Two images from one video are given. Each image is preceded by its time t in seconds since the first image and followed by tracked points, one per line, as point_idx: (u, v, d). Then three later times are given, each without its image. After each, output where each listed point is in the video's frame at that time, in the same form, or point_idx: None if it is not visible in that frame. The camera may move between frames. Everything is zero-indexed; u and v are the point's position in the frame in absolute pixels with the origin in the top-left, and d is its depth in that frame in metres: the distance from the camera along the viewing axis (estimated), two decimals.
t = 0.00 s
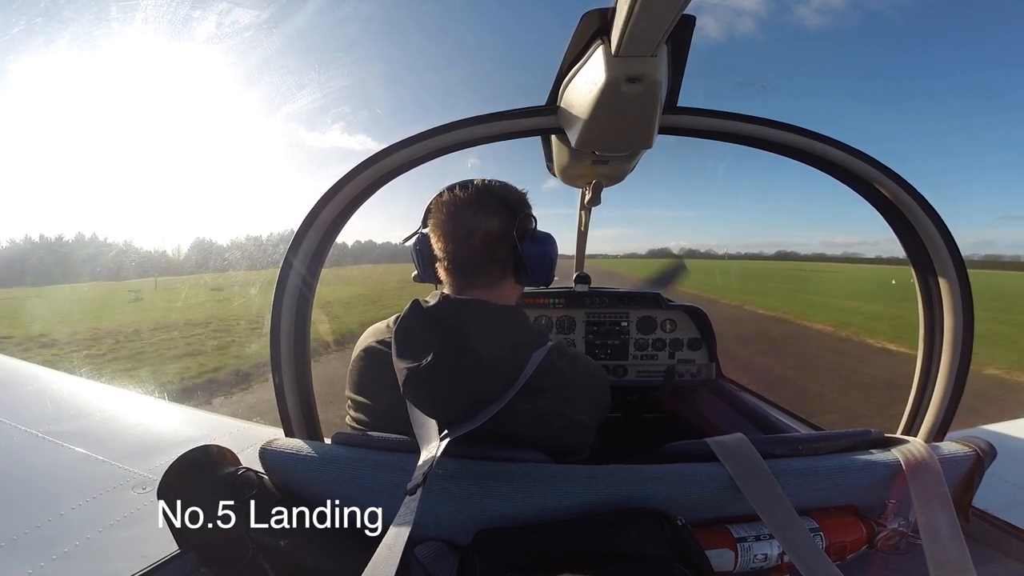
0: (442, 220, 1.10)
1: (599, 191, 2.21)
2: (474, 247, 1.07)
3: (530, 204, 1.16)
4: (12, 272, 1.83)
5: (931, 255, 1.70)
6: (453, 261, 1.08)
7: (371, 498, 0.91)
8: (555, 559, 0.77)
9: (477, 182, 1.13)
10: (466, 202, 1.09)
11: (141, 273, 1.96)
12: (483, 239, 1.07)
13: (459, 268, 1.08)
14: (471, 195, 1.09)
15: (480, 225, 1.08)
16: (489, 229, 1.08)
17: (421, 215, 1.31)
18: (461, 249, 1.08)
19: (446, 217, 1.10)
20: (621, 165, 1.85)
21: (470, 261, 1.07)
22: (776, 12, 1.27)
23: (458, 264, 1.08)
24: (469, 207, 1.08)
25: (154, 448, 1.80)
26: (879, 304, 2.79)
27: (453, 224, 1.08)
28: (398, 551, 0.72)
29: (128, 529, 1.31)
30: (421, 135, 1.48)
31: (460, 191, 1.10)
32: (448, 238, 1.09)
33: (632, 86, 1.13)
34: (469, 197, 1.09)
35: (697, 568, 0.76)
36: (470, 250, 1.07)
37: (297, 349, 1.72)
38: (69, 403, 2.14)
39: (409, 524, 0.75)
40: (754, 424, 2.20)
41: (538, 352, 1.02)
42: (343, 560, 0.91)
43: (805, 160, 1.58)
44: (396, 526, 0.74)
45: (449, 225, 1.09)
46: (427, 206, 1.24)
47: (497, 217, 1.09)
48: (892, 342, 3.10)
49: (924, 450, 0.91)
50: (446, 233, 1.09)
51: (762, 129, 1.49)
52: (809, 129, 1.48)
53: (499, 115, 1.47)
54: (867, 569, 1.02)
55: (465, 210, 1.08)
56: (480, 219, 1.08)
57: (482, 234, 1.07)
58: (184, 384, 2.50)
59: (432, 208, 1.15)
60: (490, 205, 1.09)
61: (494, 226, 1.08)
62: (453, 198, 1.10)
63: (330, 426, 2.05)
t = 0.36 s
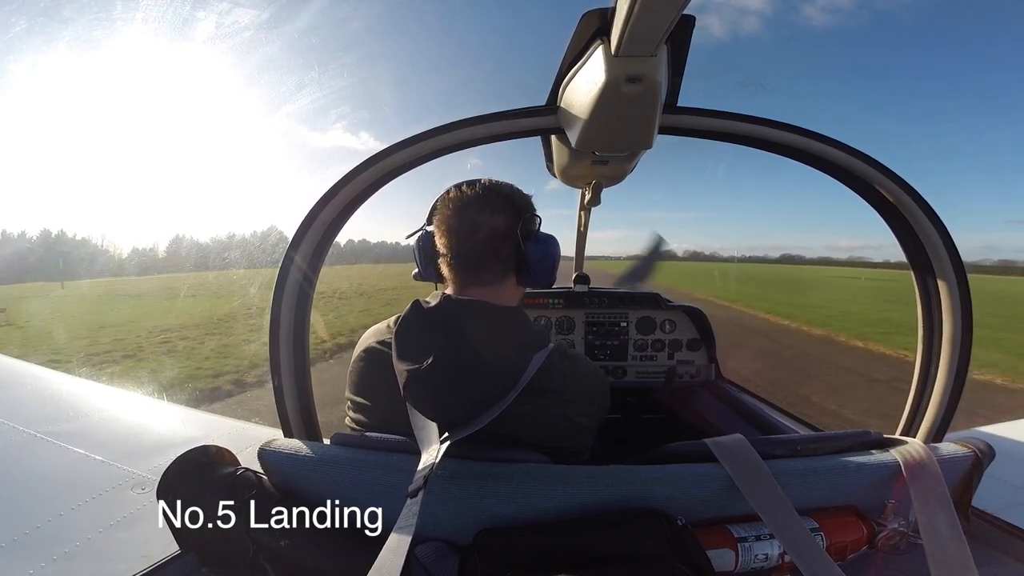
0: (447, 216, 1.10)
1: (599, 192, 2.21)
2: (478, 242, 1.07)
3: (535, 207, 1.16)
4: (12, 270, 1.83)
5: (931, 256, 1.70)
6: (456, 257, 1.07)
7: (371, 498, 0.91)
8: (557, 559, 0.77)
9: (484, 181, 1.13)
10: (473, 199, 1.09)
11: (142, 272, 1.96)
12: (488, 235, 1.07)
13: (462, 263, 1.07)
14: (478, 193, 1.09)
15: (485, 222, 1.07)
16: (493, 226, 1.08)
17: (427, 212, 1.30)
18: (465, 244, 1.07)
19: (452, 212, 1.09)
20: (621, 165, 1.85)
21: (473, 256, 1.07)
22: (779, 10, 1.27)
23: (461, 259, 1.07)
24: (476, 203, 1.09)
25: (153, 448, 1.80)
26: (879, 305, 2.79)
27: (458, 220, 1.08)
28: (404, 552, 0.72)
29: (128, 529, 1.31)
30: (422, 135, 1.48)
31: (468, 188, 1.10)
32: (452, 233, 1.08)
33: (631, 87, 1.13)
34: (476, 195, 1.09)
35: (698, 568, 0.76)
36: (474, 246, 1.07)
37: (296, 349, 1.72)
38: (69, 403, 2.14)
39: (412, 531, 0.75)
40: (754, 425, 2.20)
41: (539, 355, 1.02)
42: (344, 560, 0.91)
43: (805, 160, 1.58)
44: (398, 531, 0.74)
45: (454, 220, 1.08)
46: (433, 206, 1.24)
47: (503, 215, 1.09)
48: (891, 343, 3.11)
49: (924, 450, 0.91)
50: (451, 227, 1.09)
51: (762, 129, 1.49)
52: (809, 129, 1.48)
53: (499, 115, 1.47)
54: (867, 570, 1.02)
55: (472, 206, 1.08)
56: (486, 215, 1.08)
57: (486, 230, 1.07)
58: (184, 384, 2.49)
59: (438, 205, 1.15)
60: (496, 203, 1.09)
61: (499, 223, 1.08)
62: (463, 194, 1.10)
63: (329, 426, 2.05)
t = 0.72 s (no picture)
0: (439, 216, 1.09)
1: (599, 191, 2.21)
2: (470, 241, 1.07)
3: (525, 202, 1.16)
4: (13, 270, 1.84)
5: (932, 256, 1.70)
6: (448, 256, 1.07)
7: (371, 498, 0.91)
8: (556, 559, 0.77)
9: (473, 179, 1.12)
10: (464, 197, 1.08)
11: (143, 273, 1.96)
12: (479, 234, 1.07)
13: (454, 262, 1.07)
14: (468, 191, 1.08)
15: (477, 220, 1.07)
16: (484, 224, 1.07)
17: (417, 213, 1.30)
18: (456, 243, 1.07)
19: (443, 212, 1.08)
20: (621, 165, 1.85)
21: (465, 255, 1.07)
22: (781, 7, 1.27)
23: (453, 258, 1.07)
24: (466, 201, 1.08)
25: (154, 448, 1.80)
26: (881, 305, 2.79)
27: (449, 219, 1.08)
28: (401, 553, 0.72)
29: (128, 530, 1.31)
30: (422, 135, 1.48)
31: (458, 187, 1.09)
32: (444, 232, 1.08)
33: (632, 87, 1.13)
34: (464, 193, 1.08)
35: (697, 568, 0.76)
36: (465, 245, 1.07)
37: (297, 348, 1.72)
38: (70, 403, 2.14)
39: (410, 531, 0.75)
40: (754, 425, 2.20)
41: (536, 354, 1.02)
42: (344, 560, 0.91)
43: (805, 160, 1.58)
44: (396, 532, 0.75)
45: (445, 220, 1.08)
46: (423, 201, 1.23)
47: (494, 213, 1.09)
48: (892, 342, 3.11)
49: (924, 450, 0.91)
50: (442, 227, 1.08)
51: (762, 129, 1.49)
52: (808, 129, 1.48)
53: (499, 115, 1.47)
54: (867, 570, 1.02)
55: (463, 205, 1.08)
56: (477, 214, 1.07)
57: (477, 229, 1.07)
58: (185, 384, 2.50)
59: (429, 205, 1.14)
60: (487, 201, 1.09)
61: (491, 221, 1.08)
62: (452, 193, 1.09)
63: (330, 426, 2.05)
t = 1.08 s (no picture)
0: (441, 216, 1.09)
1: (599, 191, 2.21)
2: (472, 242, 1.06)
3: (529, 203, 1.16)
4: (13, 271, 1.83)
5: (932, 256, 1.70)
6: (450, 256, 1.07)
7: (371, 498, 0.91)
8: (557, 559, 0.77)
9: (476, 180, 1.13)
10: (467, 198, 1.08)
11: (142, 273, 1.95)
12: (481, 235, 1.07)
13: (456, 263, 1.07)
14: (471, 191, 1.09)
15: (479, 221, 1.07)
16: (487, 225, 1.07)
17: (421, 212, 1.31)
18: (458, 244, 1.07)
19: (445, 212, 1.09)
20: (621, 165, 1.85)
21: (467, 256, 1.06)
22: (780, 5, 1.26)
23: (455, 258, 1.07)
24: (469, 202, 1.08)
25: (154, 448, 1.80)
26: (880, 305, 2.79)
27: (452, 220, 1.08)
28: (403, 552, 0.72)
29: (128, 530, 1.31)
30: (421, 135, 1.47)
31: (461, 187, 1.10)
32: (446, 232, 1.08)
33: (632, 86, 1.13)
34: (467, 194, 1.09)
35: (698, 568, 0.75)
36: (467, 246, 1.06)
37: (297, 348, 1.71)
38: (70, 403, 2.14)
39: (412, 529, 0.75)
40: (754, 424, 2.20)
41: (538, 354, 1.02)
42: (344, 560, 0.91)
43: (805, 160, 1.58)
44: (399, 531, 0.75)
45: (448, 220, 1.08)
46: (427, 203, 1.23)
47: (496, 214, 1.09)
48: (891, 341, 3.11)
49: (925, 450, 0.91)
50: (445, 227, 1.08)
51: (762, 128, 1.49)
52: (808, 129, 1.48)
53: (498, 115, 1.47)
54: (868, 570, 1.02)
55: (465, 206, 1.08)
56: (480, 214, 1.08)
57: (480, 230, 1.07)
58: (185, 385, 2.49)
59: (433, 205, 1.14)
60: (490, 202, 1.09)
61: (493, 222, 1.08)
62: (455, 193, 1.09)
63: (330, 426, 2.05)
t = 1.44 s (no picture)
0: (447, 217, 1.10)
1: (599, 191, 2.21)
2: (476, 246, 1.06)
3: (536, 208, 1.16)
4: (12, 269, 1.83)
5: (932, 257, 1.70)
6: (453, 258, 1.07)
7: (371, 498, 0.91)
8: (556, 559, 0.77)
9: (486, 181, 1.13)
10: (473, 201, 1.09)
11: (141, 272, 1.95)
12: (485, 240, 1.07)
13: (458, 266, 1.07)
14: (478, 194, 1.09)
15: (484, 226, 1.07)
16: (491, 230, 1.07)
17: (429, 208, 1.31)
18: (462, 247, 1.07)
19: (452, 214, 1.09)
20: (621, 165, 1.85)
21: (470, 259, 1.06)
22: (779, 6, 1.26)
23: (457, 261, 1.07)
24: (475, 205, 1.08)
25: (153, 448, 1.79)
26: (879, 306, 2.79)
27: (458, 223, 1.08)
28: (398, 548, 0.73)
29: (127, 530, 1.31)
30: (421, 136, 1.48)
31: (469, 188, 1.10)
32: (451, 235, 1.08)
33: (631, 86, 1.13)
34: (474, 197, 1.09)
35: (698, 568, 0.75)
36: (470, 250, 1.06)
37: (296, 348, 1.71)
38: (69, 403, 2.13)
39: (408, 523, 0.77)
40: (754, 424, 2.20)
41: (535, 354, 1.03)
42: (344, 560, 0.92)
43: (805, 160, 1.58)
44: (395, 524, 0.76)
45: (454, 221, 1.08)
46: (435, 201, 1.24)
47: (502, 220, 1.09)
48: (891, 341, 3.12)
49: (924, 450, 0.91)
50: (450, 228, 1.09)
51: (762, 128, 1.49)
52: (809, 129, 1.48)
53: (498, 115, 1.47)
54: (868, 570, 1.02)
55: (471, 209, 1.08)
56: (485, 219, 1.08)
57: (484, 234, 1.07)
58: (184, 385, 2.49)
59: (440, 204, 1.15)
60: (496, 207, 1.09)
61: (498, 227, 1.08)
62: (463, 194, 1.10)
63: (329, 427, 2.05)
